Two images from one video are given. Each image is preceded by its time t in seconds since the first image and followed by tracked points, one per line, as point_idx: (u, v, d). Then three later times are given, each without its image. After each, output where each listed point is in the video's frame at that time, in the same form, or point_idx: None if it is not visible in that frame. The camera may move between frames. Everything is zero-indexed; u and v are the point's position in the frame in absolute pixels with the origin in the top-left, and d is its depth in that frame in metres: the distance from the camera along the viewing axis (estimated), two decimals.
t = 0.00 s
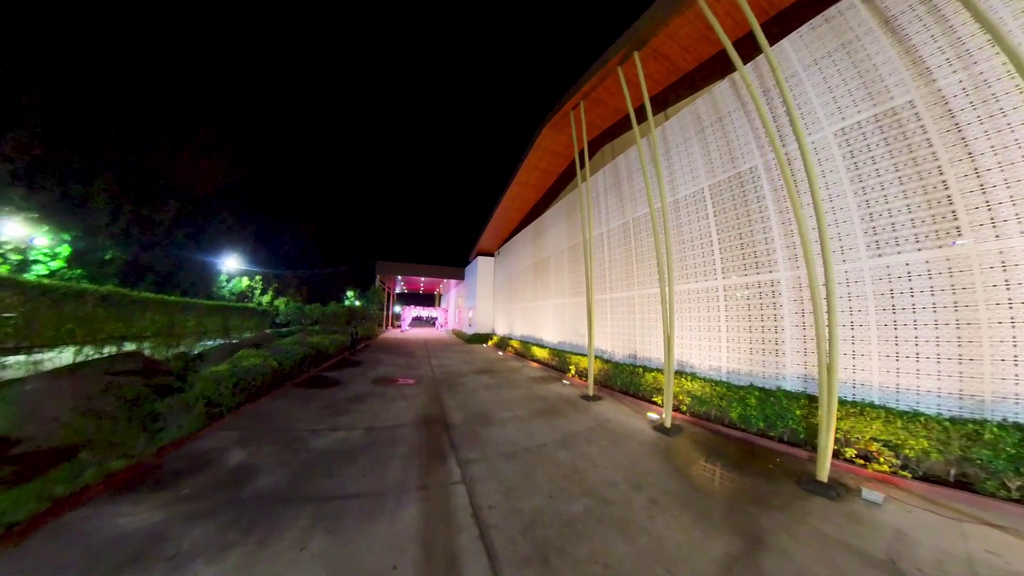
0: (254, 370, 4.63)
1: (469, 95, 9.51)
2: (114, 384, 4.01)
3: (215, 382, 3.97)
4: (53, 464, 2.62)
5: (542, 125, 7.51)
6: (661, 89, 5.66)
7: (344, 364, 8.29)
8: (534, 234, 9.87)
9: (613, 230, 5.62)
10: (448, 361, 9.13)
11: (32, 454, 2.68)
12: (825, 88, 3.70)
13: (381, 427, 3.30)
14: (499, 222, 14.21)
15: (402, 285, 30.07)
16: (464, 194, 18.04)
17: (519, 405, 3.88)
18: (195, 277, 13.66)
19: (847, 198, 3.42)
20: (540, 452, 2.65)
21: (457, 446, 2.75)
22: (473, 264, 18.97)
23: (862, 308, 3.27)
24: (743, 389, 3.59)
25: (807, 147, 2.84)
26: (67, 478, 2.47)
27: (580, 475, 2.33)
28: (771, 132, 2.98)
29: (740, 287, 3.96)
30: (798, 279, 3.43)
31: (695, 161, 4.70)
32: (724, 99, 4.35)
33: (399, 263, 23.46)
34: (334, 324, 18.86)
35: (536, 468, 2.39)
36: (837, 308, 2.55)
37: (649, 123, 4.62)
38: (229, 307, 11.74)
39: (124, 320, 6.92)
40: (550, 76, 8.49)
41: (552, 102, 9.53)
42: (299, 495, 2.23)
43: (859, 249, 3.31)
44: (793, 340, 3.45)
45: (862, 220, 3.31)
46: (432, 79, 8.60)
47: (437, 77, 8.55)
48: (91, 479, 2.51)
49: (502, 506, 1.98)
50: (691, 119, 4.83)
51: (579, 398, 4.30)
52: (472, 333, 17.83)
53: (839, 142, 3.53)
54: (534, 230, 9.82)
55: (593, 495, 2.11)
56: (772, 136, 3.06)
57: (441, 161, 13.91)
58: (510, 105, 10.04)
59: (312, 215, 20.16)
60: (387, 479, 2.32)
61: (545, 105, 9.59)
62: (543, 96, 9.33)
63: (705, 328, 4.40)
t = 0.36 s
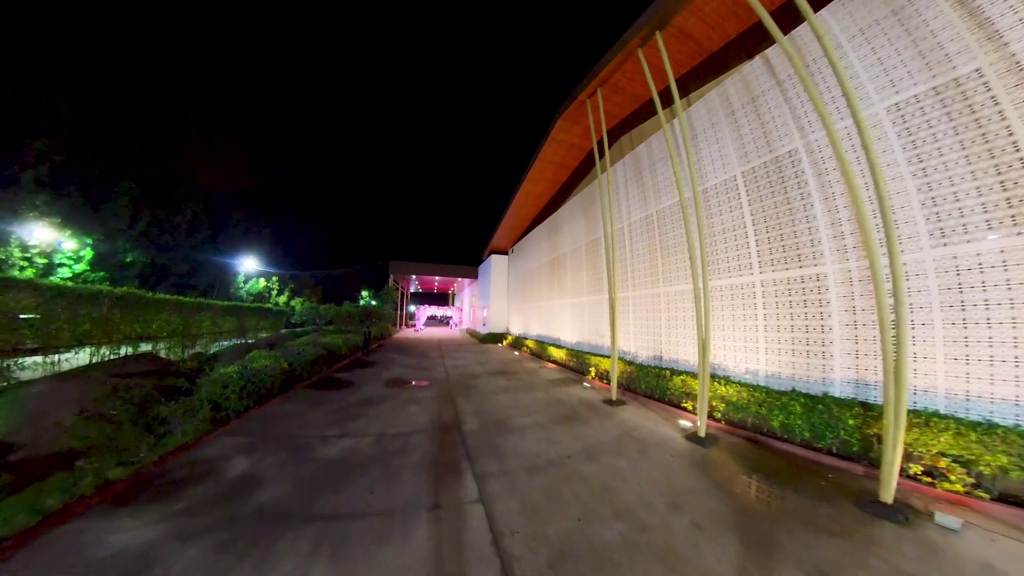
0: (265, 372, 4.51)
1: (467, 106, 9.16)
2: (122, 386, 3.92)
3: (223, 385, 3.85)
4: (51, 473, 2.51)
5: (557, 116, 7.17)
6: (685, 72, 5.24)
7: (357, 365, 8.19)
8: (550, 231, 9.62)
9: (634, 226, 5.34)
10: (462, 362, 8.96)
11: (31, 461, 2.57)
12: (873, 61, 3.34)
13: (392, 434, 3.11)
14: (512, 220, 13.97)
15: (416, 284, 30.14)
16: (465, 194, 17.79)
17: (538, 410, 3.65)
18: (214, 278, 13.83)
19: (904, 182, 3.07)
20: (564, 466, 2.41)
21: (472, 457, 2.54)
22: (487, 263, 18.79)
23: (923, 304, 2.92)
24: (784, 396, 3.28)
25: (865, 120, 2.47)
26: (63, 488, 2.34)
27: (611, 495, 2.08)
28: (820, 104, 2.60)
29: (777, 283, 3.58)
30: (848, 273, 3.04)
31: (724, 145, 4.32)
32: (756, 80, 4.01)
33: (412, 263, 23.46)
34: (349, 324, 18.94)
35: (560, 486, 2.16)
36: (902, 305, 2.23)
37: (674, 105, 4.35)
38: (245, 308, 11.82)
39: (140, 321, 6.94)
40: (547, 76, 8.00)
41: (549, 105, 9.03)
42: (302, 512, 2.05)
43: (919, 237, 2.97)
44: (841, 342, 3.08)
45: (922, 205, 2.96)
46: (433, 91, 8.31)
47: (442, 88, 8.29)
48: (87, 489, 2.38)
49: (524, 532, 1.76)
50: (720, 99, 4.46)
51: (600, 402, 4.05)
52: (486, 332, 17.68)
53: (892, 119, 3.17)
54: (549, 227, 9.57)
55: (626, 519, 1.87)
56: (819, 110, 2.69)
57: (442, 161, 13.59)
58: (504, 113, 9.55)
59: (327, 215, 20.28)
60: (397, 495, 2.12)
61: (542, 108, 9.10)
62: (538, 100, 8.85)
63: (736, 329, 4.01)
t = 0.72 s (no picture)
0: (271, 373, 4.34)
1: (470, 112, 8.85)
2: (125, 387, 3.80)
3: (226, 386, 3.68)
4: (39, 482, 2.35)
5: (572, 104, 6.86)
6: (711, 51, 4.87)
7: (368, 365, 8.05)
8: (565, 227, 9.31)
9: (656, 218, 5.02)
10: (475, 362, 8.74)
11: (20, 469, 2.43)
12: (933, 22, 2.95)
13: (400, 442, 2.89)
14: (525, 217, 13.71)
15: (429, 283, 30.12)
16: (465, 194, 17.32)
17: (558, 416, 3.39)
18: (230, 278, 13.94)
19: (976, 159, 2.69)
20: (590, 484, 2.14)
21: (487, 472, 2.29)
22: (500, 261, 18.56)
23: (1001, 299, 2.56)
24: (833, 403, 2.96)
25: (938, 84, 2.11)
26: (49, 497, 2.19)
27: (645, 521, 1.81)
28: (881, 68, 2.24)
29: (823, 276, 3.24)
30: (911, 263, 2.71)
31: (758, 126, 3.97)
32: (794, 52, 3.64)
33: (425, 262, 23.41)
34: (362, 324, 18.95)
35: (587, 509, 1.90)
36: (992, 301, 1.89)
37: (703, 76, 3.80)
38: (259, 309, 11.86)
39: (153, 321, 6.91)
40: (546, 77, 7.68)
41: (549, 105, 8.84)
42: (298, 535, 1.83)
43: (996, 222, 2.58)
44: (902, 341, 2.74)
45: (1000, 184, 2.57)
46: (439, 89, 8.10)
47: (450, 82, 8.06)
48: (74, 498, 2.21)
49: (547, 567, 1.51)
50: (754, 75, 4.10)
51: (623, 407, 3.77)
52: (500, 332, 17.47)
53: (959, 88, 2.78)
54: (564, 223, 9.27)
55: (666, 554, 1.60)
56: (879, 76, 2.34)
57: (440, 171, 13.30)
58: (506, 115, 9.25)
59: (341, 216, 20.34)
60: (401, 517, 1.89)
61: (540, 108, 8.80)
62: (535, 101, 8.59)
63: (774, 327, 3.69)
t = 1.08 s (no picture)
0: (276, 374, 4.19)
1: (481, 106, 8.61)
2: (127, 389, 3.67)
3: (227, 389, 3.52)
4: (22, 491, 2.20)
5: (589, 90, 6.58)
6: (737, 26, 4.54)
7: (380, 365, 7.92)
8: (581, 222, 9.03)
9: (683, 207, 4.70)
10: (489, 363, 8.52)
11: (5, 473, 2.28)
12: None
13: (409, 451, 2.68)
14: (538, 213, 13.46)
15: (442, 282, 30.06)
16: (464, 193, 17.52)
17: (579, 423, 3.12)
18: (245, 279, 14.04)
19: None
20: (622, 507, 1.87)
21: (503, 489, 2.05)
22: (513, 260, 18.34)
23: None
24: (894, 411, 2.62)
25: None
26: (29, 507, 2.02)
27: (692, 555, 1.55)
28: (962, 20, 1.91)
29: (878, 267, 2.90)
30: (988, 249, 2.36)
31: (797, 103, 3.62)
32: (840, 19, 3.29)
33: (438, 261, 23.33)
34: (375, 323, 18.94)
35: (621, 538, 1.65)
36: None
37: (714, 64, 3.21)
38: (272, 308, 11.87)
39: (165, 321, 6.87)
40: (551, 72, 7.75)
41: (550, 104, 9.18)
42: (290, 562, 1.62)
43: None
44: (978, 340, 2.40)
45: None
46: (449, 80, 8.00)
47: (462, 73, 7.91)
48: (54, 512, 2.04)
49: None
50: (792, 47, 3.75)
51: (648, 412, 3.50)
52: (514, 331, 17.25)
53: None
54: (580, 218, 8.99)
55: None
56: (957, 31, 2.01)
57: (442, 170, 13.36)
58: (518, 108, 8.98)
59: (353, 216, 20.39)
60: (407, 543, 1.66)
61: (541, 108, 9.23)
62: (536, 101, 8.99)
63: (819, 325, 3.35)
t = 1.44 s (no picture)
0: (282, 378, 4.04)
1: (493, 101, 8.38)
2: (129, 392, 3.56)
3: (229, 394, 3.37)
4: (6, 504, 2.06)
5: (606, 76, 6.28)
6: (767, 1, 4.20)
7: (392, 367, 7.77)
8: (598, 217, 8.74)
9: (713, 196, 4.38)
10: (502, 364, 8.29)
11: None
12: None
13: (417, 464, 2.47)
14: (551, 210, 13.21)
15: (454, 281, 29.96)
16: (463, 194, 17.55)
17: (602, 433, 2.87)
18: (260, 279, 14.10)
19: None
20: (660, 538, 1.62)
21: (521, 514, 1.81)
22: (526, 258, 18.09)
23: None
24: (968, 426, 2.30)
25: None
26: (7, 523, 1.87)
27: None
28: None
29: (947, 258, 2.58)
30: None
31: (845, 79, 3.31)
32: None
33: (450, 260, 23.22)
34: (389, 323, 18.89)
35: None
36: None
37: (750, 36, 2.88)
38: (285, 309, 11.87)
39: (176, 322, 6.82)
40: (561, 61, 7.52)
41: (549, 105, 9.35)
42: None
43: None
44: None
45: None
46: (460, 75, 7.82)
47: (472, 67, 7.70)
48: (37, 528, 1.89)
49: None
50: (837, 15, 3.46)
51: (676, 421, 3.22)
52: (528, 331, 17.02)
53: None
54: (597, 213, 8.69)
55: None
56: None
57: (449, 168, 13.24)
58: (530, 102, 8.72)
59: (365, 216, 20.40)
60: None
61: (540, 109, 9.54)
62: (536, 102, 9.31)
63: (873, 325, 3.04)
